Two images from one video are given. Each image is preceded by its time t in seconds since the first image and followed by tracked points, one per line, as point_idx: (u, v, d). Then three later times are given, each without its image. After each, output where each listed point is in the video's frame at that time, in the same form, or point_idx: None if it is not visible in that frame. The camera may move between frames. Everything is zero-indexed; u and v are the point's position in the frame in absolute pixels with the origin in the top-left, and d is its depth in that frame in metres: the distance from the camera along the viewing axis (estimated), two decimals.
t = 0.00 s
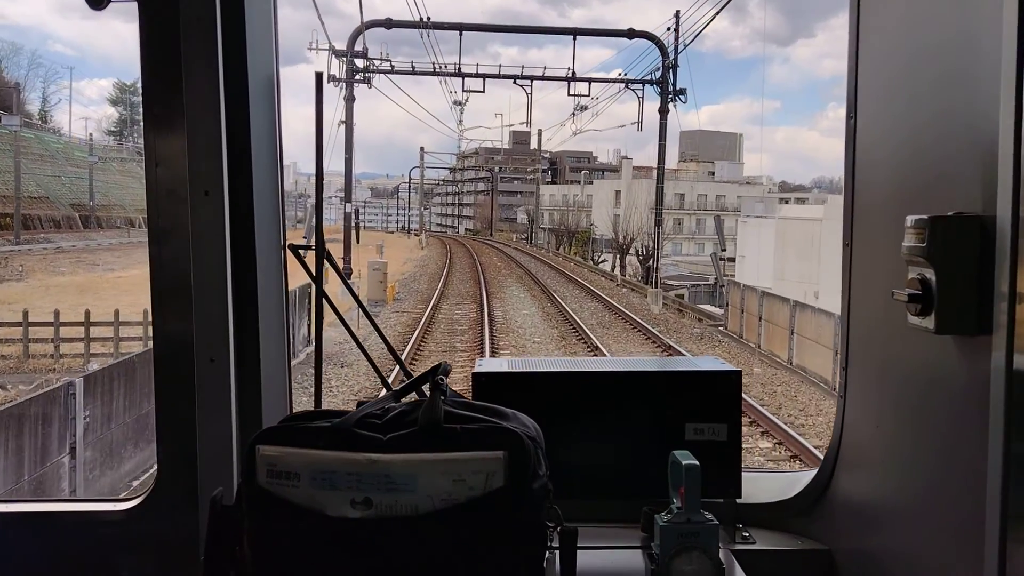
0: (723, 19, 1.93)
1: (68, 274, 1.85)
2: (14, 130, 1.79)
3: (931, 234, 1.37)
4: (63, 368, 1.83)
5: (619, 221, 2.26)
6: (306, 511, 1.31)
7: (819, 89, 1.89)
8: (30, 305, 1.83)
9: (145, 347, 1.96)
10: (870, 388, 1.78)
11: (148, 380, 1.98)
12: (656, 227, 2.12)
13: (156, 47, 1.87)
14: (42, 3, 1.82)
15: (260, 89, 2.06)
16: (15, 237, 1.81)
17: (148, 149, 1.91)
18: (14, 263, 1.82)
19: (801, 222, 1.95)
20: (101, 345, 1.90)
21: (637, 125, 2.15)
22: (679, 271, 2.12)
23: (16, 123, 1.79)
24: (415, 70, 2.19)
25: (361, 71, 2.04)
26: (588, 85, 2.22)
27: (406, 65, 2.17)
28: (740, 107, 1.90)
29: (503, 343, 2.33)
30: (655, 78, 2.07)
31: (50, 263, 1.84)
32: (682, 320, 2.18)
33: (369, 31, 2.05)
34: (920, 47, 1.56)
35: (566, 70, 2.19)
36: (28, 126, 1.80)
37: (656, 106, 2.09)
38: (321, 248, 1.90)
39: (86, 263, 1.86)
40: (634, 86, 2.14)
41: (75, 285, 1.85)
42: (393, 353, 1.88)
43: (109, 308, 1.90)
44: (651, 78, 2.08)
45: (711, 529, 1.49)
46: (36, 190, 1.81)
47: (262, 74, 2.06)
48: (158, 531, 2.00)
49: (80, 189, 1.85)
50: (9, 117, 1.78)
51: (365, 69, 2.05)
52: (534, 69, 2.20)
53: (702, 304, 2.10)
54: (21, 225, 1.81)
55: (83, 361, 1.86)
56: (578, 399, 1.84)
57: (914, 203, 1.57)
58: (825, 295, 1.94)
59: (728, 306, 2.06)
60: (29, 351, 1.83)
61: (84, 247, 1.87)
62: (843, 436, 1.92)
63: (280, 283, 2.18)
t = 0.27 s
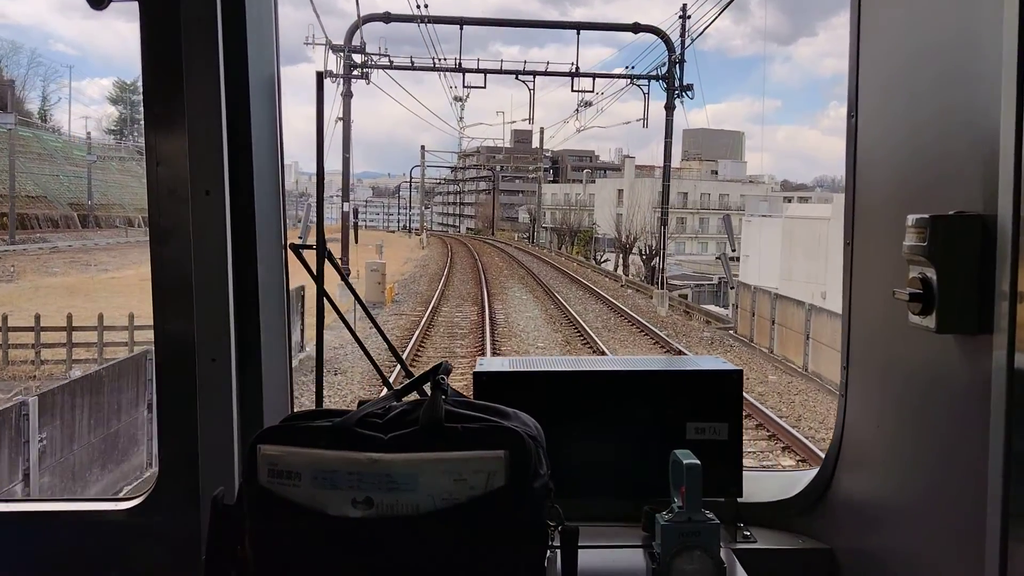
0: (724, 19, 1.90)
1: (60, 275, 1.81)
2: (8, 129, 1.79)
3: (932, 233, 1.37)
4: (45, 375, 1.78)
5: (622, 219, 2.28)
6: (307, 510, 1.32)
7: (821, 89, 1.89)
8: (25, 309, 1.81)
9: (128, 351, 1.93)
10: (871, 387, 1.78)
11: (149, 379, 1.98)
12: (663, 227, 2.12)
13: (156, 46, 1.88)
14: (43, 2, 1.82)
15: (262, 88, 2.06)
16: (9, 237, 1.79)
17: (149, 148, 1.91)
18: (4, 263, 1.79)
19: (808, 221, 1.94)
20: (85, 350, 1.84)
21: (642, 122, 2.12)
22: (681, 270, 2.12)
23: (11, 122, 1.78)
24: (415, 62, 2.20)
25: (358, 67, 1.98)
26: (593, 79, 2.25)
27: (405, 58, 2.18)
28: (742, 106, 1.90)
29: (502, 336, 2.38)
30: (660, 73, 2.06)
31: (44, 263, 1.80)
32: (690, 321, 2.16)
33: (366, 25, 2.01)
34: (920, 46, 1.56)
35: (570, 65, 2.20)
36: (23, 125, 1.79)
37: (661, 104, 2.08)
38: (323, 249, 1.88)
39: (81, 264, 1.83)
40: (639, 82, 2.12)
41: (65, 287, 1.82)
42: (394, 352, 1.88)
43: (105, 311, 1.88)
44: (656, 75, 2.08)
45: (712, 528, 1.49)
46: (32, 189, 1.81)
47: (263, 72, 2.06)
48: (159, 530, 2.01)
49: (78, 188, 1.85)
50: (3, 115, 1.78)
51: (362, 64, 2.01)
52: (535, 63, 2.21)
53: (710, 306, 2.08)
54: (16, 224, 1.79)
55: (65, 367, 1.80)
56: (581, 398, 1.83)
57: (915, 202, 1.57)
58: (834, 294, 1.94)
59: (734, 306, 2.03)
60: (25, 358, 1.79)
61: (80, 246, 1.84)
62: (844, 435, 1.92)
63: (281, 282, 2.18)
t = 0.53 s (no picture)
0: (726, 20, 1.90)
1: (54, 278, 1.81)
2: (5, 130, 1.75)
3: (933, 234, 1.37)
4: (22, 388, 1.76)
5: (626, 221, 2.37)
6: (308, 513, 1.31)
7: (823, 92, 1.88)
8: (25, 312, 1.80)
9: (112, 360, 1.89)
10: (872, 389, 1.78)
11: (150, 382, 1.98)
12: (665, 231, 2.22)
13: (157, 49, 1.88)
14: (45, 5, 1.83)
15: (263, 91, 2.06)
16: (4, 241, 1.79)
17: (151, 150, 1.91)
18: None
19: (814, 223, 1.95)
20: (65, 360, 1.81)
21: (648, 121, 2.15)
22: (686, 274, 2.18)
23: (7, 123, 1.75)
24: (413, 62, 2.17)
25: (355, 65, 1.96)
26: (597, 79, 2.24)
27: (404, 57, 2.15)
28: (743, 108, 1.90)
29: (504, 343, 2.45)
30: (666, 72, 2.09)
31: (35, 267, 1.80)
32: (695, 324, 2.23)
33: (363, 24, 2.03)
34: (921, 47, 1.56)
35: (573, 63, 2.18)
36: (21, 126, 1.77)
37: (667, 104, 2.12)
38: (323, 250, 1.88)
39: (75, 268, 1.82)
40: (645, 80, 2.15)
41: (53, 292, 1.81)
42: (395, 355, 1.88)
43: (103, 319, 1.86)
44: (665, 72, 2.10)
45: (713, 530, 1.49)
46: (29, 191, 1.79)
47: (264, 74, 2.06)
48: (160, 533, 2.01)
49: (76, 190, 1.84)
50: None
51: (360, 62, 1.99)
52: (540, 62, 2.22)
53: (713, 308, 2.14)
54: (12, 227, 1.79)
55: (43, 379, 1.78)
56: (582, 400, 1.84)
57: (916, 204, 1.57)
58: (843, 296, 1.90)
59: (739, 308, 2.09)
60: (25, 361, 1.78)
61: (77, 249, 1.84)
62: (845, 436, 1.92)
63: (282, 284, 2.18)
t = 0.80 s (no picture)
0: (728, 28, 1.91)
1: (45, 288, 1.80)
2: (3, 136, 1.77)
3: (933, 240, 1.38)
4: None
5: (626, 227, 2.42)
6: (308, 520, 1.31)
7: (823, 97, 1.88)
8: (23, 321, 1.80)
9: (89, 377, 1.83)
10: (873, 395, 1.78)
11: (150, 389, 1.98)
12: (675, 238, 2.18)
13: (159, 56, 1.89)
14: (48, 12, 1.82)
15: (264, 98, 2.07)
16: None
17: (151, 157, 1.92)
18: None
19: (823, 228, 1.93)
20: (38, 374, 1.77)
21: (653, 125, 2.14)
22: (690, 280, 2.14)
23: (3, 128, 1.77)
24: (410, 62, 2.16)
25: (352, 67, 1.99)
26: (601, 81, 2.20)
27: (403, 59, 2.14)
28: (744, 113, 1.91)
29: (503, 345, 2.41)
30: (672, 74, 2.08)
31: (28, 275, 1.79)
32: (701, 334, 2.15)
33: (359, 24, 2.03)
34: (921, 53, 1.56)
35: (577, 64, 2.13)
36: (20, 132, 1.78)
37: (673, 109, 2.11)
38: (323, 255, 1.89)
39: (67, 276, 1.80)
40: (650, 82, 2.14)
41: (41, 300, 1.80)
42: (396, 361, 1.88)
43: (84, 331, 1.83)
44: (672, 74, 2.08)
45: (714, 536, 1.49)
46: (26, 198, 1.78)
47: (265, 81, 2.06)
48: (161, 540, 2.00)
49: (74, 198, 1.81)
50: None
51: (357, 64, 2.00)
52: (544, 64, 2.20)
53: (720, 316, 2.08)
54: (7, 234, 1.77)
55: (17, 397, 1.73)
56: (582, 406, 1.83)
57: (917, 210, 1.57)
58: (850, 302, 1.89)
59: (743, 316, 2.03)
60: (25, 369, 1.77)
61: (72, 257, 1.81)
62: (846, 442, 1.91)
63: (283, 291, 2.18)
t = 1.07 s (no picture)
0: (731, 30, 1.90)
1: (32, 294, 1.81)
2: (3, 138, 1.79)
3: (935, 242, 1.38)
4: None
5: (629, 230, 2.31)
6: (309, 522, 1.31)
7: (824, 100, 1.88)
8: (25, 325, 1.82)
9: (65, 391, 1.83)
10: (875, 397, 1.78)
11: (151, 392, 1.98)
12: (683, 242, 2.14)
13: (160, 59, 1.89)
14: (51, 16, 1.83)
15: (265, 100, 2.07)
16: None
17: (152, 160, 1.92)
18: None
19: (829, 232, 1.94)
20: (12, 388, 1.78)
21: (660, 125, 2.10)
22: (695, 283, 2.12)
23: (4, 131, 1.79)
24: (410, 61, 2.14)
25: (348, 65, 1.99)
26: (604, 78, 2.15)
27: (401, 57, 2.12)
28: (744, 116, 1.90)
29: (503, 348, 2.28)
30: (680, 72, 2.03)
31: (17, 281, 1.81)
32: (710, 340, 2.10)
33: (355, 20, 2.01)
34: (922, 55, 1.56)
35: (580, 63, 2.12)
36: (18, 135, 1.80)
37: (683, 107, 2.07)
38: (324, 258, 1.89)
39: (57, 281, 1.81)
40: (656, 80, 2.09)
41: (26, 307, 1.82)
42: (396, 364, 1.88)
43: (84, 333, 1.83)
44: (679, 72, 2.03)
45: (715, 539, 1.49)
46: (25, 201, 1.79)
47: (266, 84, 2.06)
48: (161, 542, 2.00)
49: (71, 201, 1.83)
50: None
51: (354, 62, 2.00)
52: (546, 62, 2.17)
53: (726, 320, 2.05)
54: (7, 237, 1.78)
55: None
56: (584, 408, 1.83)
57: (918, 213, 1.57)
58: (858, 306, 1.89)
59: (748, 320, 2.01)
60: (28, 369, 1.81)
61: (67, 260, 1.82)
62: (848, 445, 1.91)
63: (284, 294, 2.18)
